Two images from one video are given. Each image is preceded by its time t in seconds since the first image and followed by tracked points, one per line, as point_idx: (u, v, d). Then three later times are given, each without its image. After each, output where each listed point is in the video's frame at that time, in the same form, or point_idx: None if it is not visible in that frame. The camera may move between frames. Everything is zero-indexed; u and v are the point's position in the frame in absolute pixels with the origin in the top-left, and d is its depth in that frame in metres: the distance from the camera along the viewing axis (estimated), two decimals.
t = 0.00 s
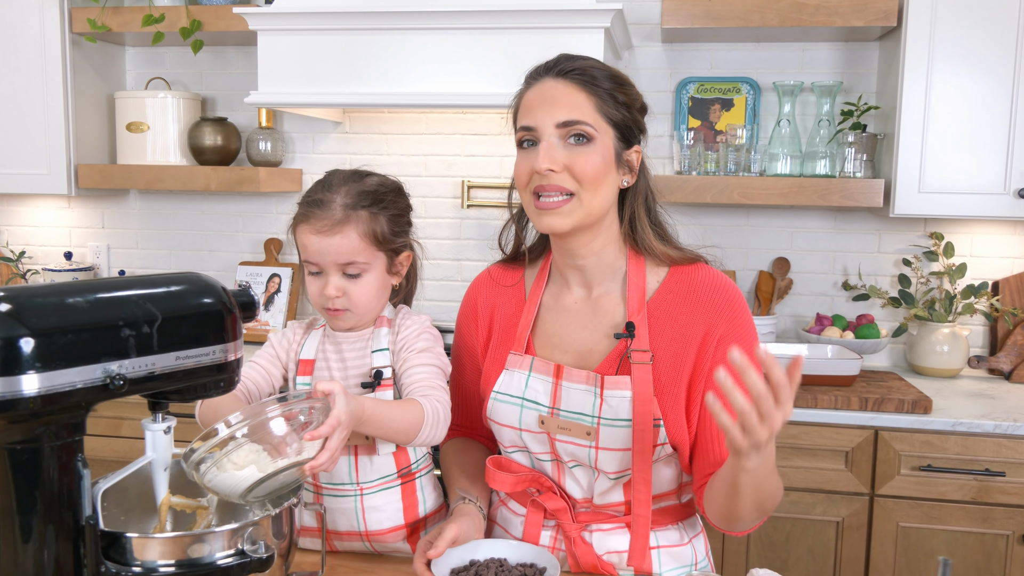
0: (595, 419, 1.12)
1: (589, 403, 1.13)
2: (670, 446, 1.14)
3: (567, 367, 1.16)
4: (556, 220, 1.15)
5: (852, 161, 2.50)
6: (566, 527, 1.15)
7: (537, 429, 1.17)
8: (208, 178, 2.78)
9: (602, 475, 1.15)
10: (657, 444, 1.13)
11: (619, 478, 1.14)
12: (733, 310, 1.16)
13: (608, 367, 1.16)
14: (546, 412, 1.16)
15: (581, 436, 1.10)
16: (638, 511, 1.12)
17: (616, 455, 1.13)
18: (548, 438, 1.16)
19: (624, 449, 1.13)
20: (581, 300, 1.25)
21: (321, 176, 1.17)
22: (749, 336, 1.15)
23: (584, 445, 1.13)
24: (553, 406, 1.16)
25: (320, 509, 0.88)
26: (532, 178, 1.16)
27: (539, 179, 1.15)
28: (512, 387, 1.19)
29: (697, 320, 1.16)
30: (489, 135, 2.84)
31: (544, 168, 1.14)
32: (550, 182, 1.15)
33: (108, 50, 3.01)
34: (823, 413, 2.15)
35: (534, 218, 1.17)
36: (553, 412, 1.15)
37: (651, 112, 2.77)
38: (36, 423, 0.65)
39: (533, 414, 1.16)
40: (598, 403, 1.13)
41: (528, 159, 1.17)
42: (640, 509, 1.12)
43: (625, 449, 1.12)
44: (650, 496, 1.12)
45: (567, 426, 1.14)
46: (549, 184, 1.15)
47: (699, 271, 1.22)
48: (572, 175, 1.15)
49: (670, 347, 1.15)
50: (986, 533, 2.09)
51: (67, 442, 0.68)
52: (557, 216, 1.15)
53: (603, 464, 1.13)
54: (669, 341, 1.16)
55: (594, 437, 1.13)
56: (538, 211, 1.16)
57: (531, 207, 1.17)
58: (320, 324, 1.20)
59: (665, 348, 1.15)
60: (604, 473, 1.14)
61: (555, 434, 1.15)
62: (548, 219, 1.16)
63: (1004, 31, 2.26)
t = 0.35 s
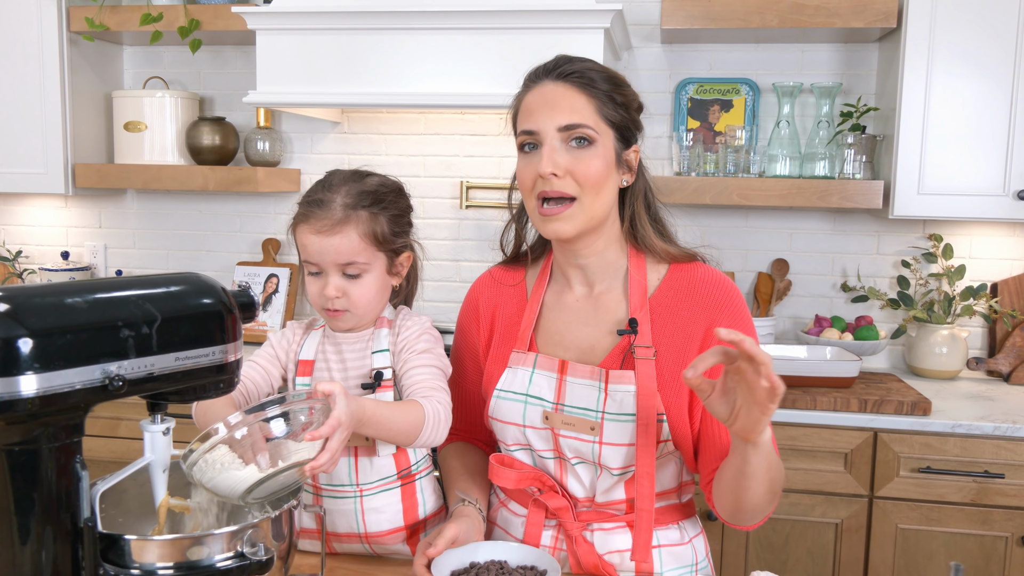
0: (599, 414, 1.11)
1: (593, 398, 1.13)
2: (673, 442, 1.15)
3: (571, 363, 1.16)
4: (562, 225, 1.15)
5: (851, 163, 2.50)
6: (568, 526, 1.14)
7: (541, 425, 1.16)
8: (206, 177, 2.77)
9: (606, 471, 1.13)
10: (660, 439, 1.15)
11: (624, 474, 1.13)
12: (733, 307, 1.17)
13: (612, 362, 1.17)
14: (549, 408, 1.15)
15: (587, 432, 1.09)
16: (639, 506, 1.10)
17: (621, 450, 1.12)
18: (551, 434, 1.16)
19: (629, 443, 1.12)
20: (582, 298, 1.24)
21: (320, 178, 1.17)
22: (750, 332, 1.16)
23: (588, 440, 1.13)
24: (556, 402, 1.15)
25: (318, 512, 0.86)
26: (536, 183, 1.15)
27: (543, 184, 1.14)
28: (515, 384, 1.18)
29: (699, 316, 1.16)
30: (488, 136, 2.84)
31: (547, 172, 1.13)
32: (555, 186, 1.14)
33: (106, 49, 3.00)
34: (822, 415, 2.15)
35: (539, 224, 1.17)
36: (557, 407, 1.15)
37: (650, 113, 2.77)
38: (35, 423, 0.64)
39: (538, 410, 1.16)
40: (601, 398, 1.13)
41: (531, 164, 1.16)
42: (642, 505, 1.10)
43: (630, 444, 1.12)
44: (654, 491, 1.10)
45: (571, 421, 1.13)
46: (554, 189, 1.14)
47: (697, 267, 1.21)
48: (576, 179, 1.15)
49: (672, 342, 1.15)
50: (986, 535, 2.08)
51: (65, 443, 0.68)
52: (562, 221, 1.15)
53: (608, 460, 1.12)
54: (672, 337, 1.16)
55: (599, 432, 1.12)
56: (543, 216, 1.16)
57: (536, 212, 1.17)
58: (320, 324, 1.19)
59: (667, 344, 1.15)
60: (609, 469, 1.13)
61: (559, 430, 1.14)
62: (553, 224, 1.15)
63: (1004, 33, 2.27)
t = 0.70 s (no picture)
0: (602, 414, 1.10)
1: (596, 398, 1.12)
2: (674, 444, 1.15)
3: (574, 364, 1.15)
4: (563, 218, 1.14)
5: (849, 164, 2.50)
6: (569, 525, 1.13)
7: (542, 425, 1.16)
8: (203, 178, 2.75)
9: (607, 472, 1.13)
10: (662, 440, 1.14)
11: (625, 475, 1.13)
12: (733, 311, 1.16)
13: (614, 363, 1.16)
14: (551, 408, 1.15)
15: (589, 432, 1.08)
16: (643, 506, 1.09)
17: (622, 451, 1.12)
18: (553, 434, 1.15)
19: (631, 444, 1.11)
20: (582, 299, 1.24)
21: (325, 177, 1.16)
22: (749, 337, 1.16)
23: (590, 440, 1.12)
24: (559, 402, 1.14)
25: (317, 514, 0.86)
26: (538, 178, 1.15)
27: (545, 179, 1.14)
28: (517, 384, 1.18)
29: (699, 320, 1.16)
30: (486, 136, 2.83)
31: (549, 166, 1.12)
32: (556, 182, 1.14)
33: (102, 49, 2.98)
34: (820, 416, 2.15)
35: (540, 217, 1.16)
36: (559, 408, 1.14)
37: (648, 113, 2.77)
38: (35, 427, 0.64)
39: (539, 410, 1.15)
40: (604, 398, 1.12)
41: (533, 160, 1.16)
42: (644, 504, 1.09)
43: (632, 445, 1.11)
44: (656, 492, 1.10)
45: (573, 421, 1.12)
46: (555, 184, 1.14)
47: (698, 272, 1.21)
48: (578, 175, 1.14)
49: (671, 346, 1.15)
50: (984, 536, 2.08)
51: (65, 446, 0.67)
52: (563, 213, 1.14)
53: (609, 461, 1.12)
54: (672, 339, 1.15)
55: (601, 433, 1.12)
56: (544, 210, 1.15)
57: (538, 207, 1.16)
58: (320, 326, 1.18)
59: (669, 347, 1.15)
60: (610, 469, 1.12)
61: (561, 430, 1.13)
62: (555, 217, 1.14)
63: (1001, 34, 2.27)
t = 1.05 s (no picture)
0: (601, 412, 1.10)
1: (595, 396, 1.12)
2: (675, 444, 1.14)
3: (574, 362, 1.15)
4: (571, 229, 1.15)
5: (847, 165, 2.49)
6: (568, 528, 1.13)
7: (542, 424, 1.16)
8: (200, 179, 2.74)
9: (607, 472, 1.13)
10: (661, 440, 1.15)
11: (625, 475, 1.12)
12: (733, 309, 1.15)
13: (614, 361, 1.16)
14: (552, 407, 1.15)
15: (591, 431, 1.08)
16: (639, 505, 1.09)
17: (623, 450, 1.11)
18: (553, 433, 1.15)
19: (631, 443, 1.11)
20: (584, 298, 1.24)
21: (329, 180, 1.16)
22: (750, 334, 1.15)
23: (589, 439, 1.12)
24: (559, 401, 1.14)
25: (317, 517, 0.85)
26: (542, 186, 1.15)
27: (550, 187, 1.14)
28: (517, 384, 1.17)
29: (701, 317, 1.15)
30: (485, 138, 2.83)
31: (553, 175, 1.13)
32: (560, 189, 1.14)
33: (99, 49, 2.97)
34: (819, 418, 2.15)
35: (547, 227, 1.17)
36: (559, 406, 1.14)
37: (646, 115, 2.76)
38: (37, 430, 0.63)
39: (539, 409, 1.15)
40: (603, 396, 1.12)
41: (536, 167, 1.16)
42: (641, 503, 1.08)
43: (632, 444, 1.11)
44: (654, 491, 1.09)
45: (573, 420, 1.12)
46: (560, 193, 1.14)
47: (696, 271, 1.21)
48: (580, 180, 1.14)
49: (673, 343, 1.15)
50: (982, 538, 2.08)
51: (67, 449, 0.66)
52: (571, 223, 1.15)
53: (609, 460, 1.11)
54: (673, 337, 1.15)
55: (600, 432, 1.11)
56: (549, 219, 1.16)
57: (543, 215, 1.16)
58: (321, 327, 1.18)
59: (669, 345, 1.15)
60: (610, 469, 1.12)
61: (561, 429, 1.13)
62: (562, 227, 1.15)
63: (999, 36, 2.27)
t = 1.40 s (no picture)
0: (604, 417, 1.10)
1: (598, 401, 1.12)
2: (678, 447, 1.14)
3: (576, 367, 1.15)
4: (588, 222, 1.14)
5: (846, 169, 2.49)
6: (572, 531, 1.13)
7: (545, 429, 1.15)
8: (198, 180, 2.73)
9: (611, 476, 1.12)
10: (665, 444, 1.13)
11: (629, 479, 1.11)
12: (740, 314, 1.15)
13: (618, 366, 1.15)
14: (554, 412, 1.14)
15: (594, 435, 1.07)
16: (644, 510, 1.07)
17: (626, 455, 1.10)
18: (556, 438, 1.15)
19: (634, 448, 1.10)
20: (588, 302, 1.24)
21: (332, 182, 1.16)
22: (756, 338, 1.15)
23: (593, 444, 1.11)
24: (561, 406, 1.14)
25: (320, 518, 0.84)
26: (553, 186, 1.14)
27: (563, 186, 1.13)
28: (519, 389, 1.17)
29: (705, 322, 1.15)
30: (483, 140, 2.83)
31: (567, 172, 1.12)
32: (574, 187, 1.13)
33: (96, 50, 2.96)
34: (818, 421, 2.15)
35: (559, 226, 1.15)
36: (562, 411, 1.13)
37: (644, 118, 2.77)
38: (40, 433, 0.63)
39: (542, 414, 1.15)
40: (606, 401, 1.12)
41: (545, 170, 1.15)
42: (647, 508, 1.06)
43: (636, 448, 1.10)
44: (657, 495, 1.07)
45: (576, 425, 1.11)
46: (575, 190, 1.13)
47: (700, 272, 1.21)
48: (595, 175, 1.14)
49: (679, 348, 1.15)
50: (981, 541, 2.09)
51: (70, 452, 0.66)
52: (588, 219, 1.14)
53: (613, 464, 1.11)
54: (678, 341, 1.15)
55: (604, 436, 1.11)
56: (564, 219, 1.14)
57: (557, 215, 1.15)
58: (324, 329, 1.18)
59: (674, 349, 1.15)
60: (614, 473, 1.11)
61: (564, 434, 1.13)
62: (580, 224, 1.13)
63: (997, 40, 2.28)
